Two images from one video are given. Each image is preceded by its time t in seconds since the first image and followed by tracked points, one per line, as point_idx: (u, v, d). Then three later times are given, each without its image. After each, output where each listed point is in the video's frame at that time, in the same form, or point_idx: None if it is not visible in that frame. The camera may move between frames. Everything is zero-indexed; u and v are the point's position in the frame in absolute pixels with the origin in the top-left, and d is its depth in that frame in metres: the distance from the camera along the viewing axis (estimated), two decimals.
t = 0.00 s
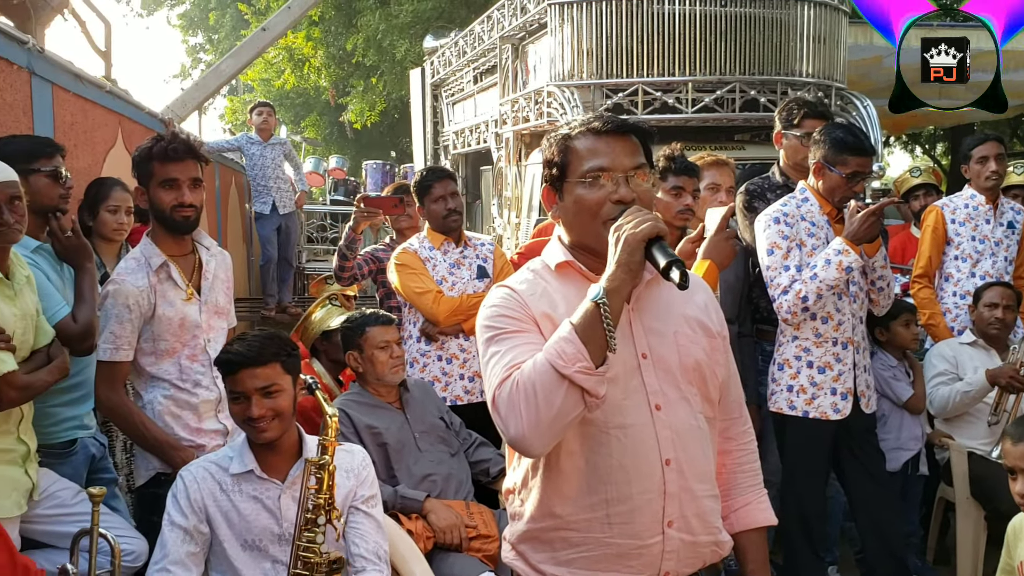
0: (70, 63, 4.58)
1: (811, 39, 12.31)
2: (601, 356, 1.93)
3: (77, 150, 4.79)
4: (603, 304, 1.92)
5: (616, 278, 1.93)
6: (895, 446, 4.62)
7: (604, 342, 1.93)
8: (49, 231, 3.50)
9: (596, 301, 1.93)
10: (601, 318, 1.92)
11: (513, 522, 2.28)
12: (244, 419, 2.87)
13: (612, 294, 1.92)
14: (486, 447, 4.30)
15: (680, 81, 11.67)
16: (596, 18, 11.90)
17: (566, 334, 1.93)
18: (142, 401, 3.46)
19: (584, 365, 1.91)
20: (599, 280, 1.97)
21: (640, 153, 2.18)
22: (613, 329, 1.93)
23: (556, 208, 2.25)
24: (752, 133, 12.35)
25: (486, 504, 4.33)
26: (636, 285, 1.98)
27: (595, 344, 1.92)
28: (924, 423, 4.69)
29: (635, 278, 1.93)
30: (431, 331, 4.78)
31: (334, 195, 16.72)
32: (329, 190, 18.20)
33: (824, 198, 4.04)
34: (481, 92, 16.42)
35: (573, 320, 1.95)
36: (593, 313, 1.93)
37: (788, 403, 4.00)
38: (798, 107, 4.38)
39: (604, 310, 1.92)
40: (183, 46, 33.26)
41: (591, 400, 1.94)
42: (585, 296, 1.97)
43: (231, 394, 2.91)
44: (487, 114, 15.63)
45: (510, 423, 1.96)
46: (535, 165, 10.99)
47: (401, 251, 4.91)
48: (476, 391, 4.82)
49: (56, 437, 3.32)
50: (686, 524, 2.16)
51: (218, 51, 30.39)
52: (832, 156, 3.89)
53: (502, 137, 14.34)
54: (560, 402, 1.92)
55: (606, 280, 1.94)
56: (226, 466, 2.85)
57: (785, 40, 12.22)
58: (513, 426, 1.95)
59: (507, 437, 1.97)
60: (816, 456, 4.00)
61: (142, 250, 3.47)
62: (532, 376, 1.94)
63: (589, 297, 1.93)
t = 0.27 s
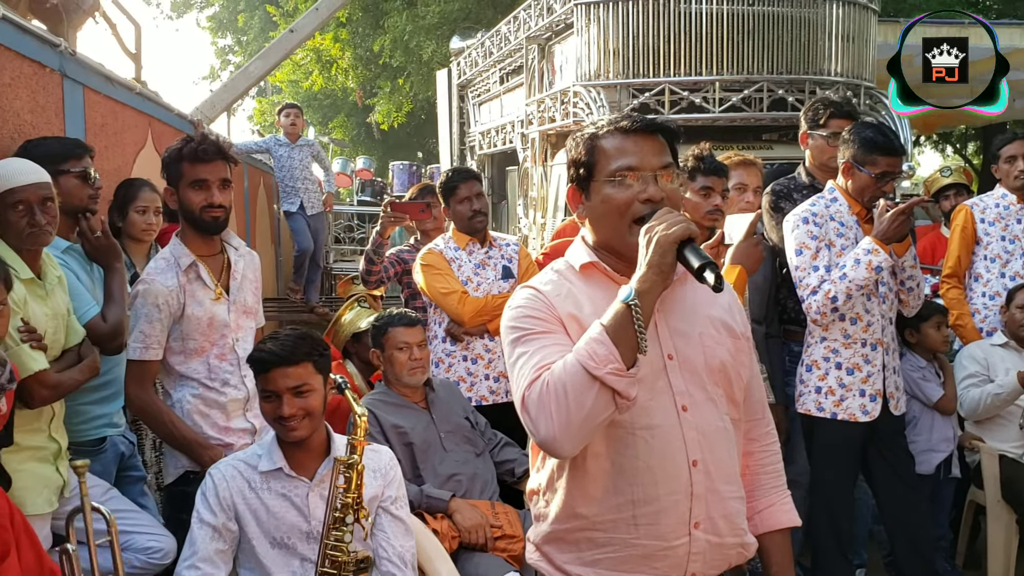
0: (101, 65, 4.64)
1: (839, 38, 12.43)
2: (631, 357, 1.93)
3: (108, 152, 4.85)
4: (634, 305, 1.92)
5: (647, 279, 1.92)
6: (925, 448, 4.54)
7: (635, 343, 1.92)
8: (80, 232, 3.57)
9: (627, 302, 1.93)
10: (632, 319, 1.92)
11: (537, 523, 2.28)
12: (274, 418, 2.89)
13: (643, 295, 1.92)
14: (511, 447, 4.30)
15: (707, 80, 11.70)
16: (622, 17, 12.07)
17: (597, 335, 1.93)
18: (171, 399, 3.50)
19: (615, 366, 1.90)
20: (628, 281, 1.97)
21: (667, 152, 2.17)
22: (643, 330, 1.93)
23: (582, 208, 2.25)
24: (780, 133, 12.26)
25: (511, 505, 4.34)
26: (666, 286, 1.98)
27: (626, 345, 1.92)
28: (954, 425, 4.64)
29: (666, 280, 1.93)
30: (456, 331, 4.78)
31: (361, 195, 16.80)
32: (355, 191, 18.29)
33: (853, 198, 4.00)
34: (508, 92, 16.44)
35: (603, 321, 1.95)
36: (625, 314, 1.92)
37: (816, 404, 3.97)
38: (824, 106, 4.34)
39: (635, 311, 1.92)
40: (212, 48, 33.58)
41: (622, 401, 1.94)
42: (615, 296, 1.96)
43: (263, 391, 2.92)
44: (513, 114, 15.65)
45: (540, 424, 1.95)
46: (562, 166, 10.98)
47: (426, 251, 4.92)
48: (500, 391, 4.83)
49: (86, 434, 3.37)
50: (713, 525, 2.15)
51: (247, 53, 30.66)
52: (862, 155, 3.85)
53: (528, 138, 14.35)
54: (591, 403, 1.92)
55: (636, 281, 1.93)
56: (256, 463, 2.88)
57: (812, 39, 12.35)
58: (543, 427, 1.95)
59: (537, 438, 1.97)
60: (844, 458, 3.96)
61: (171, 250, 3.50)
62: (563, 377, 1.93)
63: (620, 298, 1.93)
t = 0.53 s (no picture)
0: (132, 66, 4.69)
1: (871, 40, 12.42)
2: (675, 357, 1.91)
3: (139, 152, 4.91)
4: (677, 304, 1.92)
5: (689, 279, 1.92)
6: (957, 450, 4.51)
7: (678, 342, 1.91)
8: (111, 232, 3.62)
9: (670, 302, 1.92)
10: (675, 319, 1.91)
11: (564, 526, 2.23)
12: (301, 417, 2.91)
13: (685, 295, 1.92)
14: (537, 447, 4.30)
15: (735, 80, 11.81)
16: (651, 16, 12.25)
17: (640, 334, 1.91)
18: (201, 398, 3.53)
19: (660, 366, 1.88)
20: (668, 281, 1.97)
21: (695, 154, 2.18)
22: (686, 329, 1.92)
23: (609, 208, 2.24)
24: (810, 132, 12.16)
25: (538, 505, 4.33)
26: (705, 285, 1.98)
27: (670, 345, 1.90)
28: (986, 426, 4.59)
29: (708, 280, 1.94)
30: (482, 331, 4.79)
31: (389, 195, 16.89)
32: (383, 192, 18.38)
33: (883, 198, 3.96)
34: (536, 92, 16.45)
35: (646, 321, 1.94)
36: (668, 314, 1.91)
37: (846, 407, 3.93)
38: (845, 105, 4.28)
39: (679, 310, 1.91)
40: (242, 50, 33.89)
41: (666, 401, 1.92)
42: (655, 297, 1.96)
43: (292, 389, 2.93)
44: (541, 115, 15.66)
45: (582, 426, 1.91)
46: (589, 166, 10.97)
47: (453, 251, 4.93)
48: (527, 391, 4.83)
49: (117, 432, 3.41)
50: (745, 525, 2.14)
51: (277, 54, 30.93)
52: (893, 155, 3.81)
53: (555, 138, 14.34)
54: (636, 404, 1.89)
55: (677, 280, 1.94)
56: (283, 462, 2.89)
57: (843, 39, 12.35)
58: (585, 429, 1.90)
59: (578, 440, 1.92)
60: (875, 459, 3.91)
61: (202, 250, 3.53)
62: (606, 377, 1.90)
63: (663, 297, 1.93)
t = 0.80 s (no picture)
0: (160, 68, 4.74)
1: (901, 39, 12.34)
2: (724, 355, 1.92)
3: (167, 153, 4.96)
4: (726, 303, 1.91)
5: (736, 277, 1.92)
6: (985, 452, 4.49)
7: (726, 340, 1.92)
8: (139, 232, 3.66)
9: (717, 300, 1.91)
10: (724, 317, 1.91)
11: (598, 528, 2.19)
12: (326, 414, 2.92)
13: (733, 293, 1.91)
14: (561, 447, 4.29)
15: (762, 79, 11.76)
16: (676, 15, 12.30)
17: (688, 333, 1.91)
18: (227, 396, 3.56)
19: (712, 365, 1.88)
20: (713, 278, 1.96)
21: (726, 152, 2.17)
22: (734, 327, 1.92)
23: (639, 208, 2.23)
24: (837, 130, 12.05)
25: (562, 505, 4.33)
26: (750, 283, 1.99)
27: (719, 343, 1.90)
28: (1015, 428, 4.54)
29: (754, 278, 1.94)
30: (506, 330, 4.78)
31: (414, 195, 16.95)
32: (408, 192, 18.45)
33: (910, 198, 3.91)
34: (560, 92, 16.47)
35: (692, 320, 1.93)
36: (716, 313, 1.91)
37: (873, 408, 3.89)
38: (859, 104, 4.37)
39: (727, 309, 1.91)
40: (269, 51, 34.18)
41: (717, 401, 1.92)
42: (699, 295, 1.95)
43: (316, 386, 2.94)
44: (565, 114, 15.66)
45: (634, 427, 1.89)
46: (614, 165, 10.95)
47: (477, 250, 4.94)
48: (551, 390, 4.82)
49: (145, 430, 3.45)
50: (783, 522, 2.14)
51: (304, 55, 31.15)
52: (920, 154, 3.77)
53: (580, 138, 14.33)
54: (688, 404, 1.88)
55: (724, 278, 1.93)
56: (306, 458, 2.91)
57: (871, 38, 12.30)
58: (637, 430, 1.89)
59: (630, 442, 1.90)
60: (903, 461, 3.86)
61: (228, 250, 3.56)
62: (657, 376, 1.88)
63: (711, 295, 1.92)
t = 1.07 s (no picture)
0: (187, 69, 4.79)
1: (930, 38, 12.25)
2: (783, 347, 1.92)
3: (194, 154, 5.01)
4: (785, 295, 1.90)
5: (794, 270, 1.93)
6: (1013, 454, 4.42)
7: (785, 332, 1.92)
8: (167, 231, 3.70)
9: (776, 293, 1.90)
10: (783, 309, 1.91)
11: (641, 524, 2.18)
12: (356, 412, 2.93)
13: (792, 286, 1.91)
14: (586, 447, 4.28)
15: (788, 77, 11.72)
16: (701, 15, 12.30)
17: (748, 326, 1.90)
18: (253, 394, 3.59)
19: (774, 356, 1.88)
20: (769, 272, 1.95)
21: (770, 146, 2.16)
22: (792, 319, 1.92)
23: (681, 201, 2.20)
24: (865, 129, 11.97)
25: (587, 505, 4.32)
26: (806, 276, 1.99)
27: (779, 336, 1.91)
28: None
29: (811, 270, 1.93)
30: (530, 330, 4.78)
31: (439, 195, 17.00)
32: (432, 192, 18.49)
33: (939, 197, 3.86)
34: (585, 91, 16.44)
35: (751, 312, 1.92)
36: (775, 305, 1.90)
37: (901, 409, 3.85)
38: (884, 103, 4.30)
39: (787, 301, 1.90)
40: (296, 53, 34.42)
41: (777, 394, 1.92)
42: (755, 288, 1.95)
43: (345, 385, 2.97)
44: (590, 114, 15.65)
45: (697, 419, 1.87)
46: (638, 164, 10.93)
47: (500, 250, 4.95)
48: (575, 390, 4.81)
49: (172, 428, 3.49)
50: (826, 516, 2.14)
51: (329, 56, 31.35)
52: (949, 152, 3.73)
53: (605, 137, 14.31)
54: (750, 396, 1.88)
55: (783, 271, 1.92)
56: (331, 457, 2.92)
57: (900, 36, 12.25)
58: (700, 423, 1.87)
59: (691, 434, 1.89)
60: (932, 463, 3.82)
61: (254, 249, 3.59)
62: (719, 369, 1.87)
63: (769, 288, 1.91)
